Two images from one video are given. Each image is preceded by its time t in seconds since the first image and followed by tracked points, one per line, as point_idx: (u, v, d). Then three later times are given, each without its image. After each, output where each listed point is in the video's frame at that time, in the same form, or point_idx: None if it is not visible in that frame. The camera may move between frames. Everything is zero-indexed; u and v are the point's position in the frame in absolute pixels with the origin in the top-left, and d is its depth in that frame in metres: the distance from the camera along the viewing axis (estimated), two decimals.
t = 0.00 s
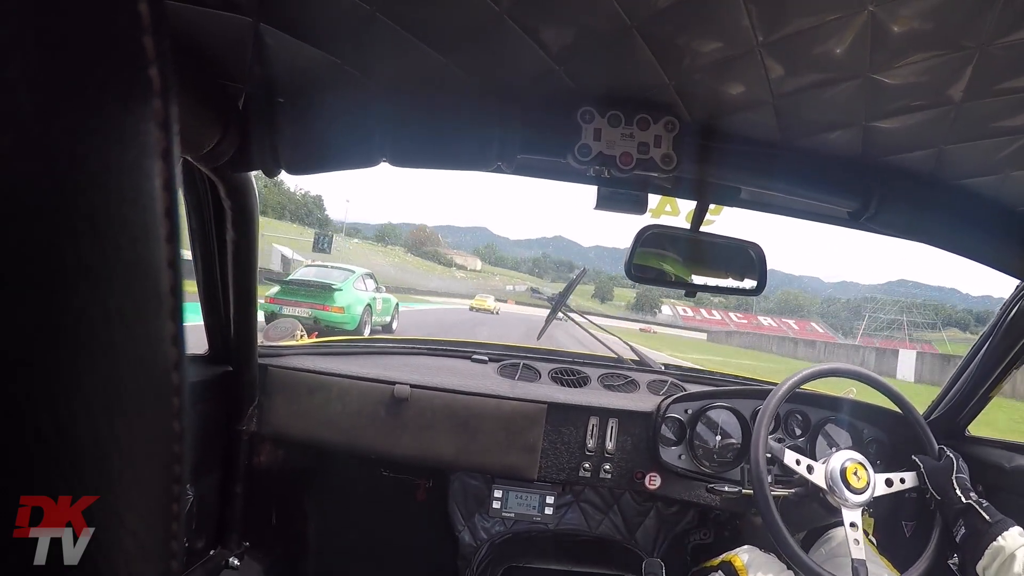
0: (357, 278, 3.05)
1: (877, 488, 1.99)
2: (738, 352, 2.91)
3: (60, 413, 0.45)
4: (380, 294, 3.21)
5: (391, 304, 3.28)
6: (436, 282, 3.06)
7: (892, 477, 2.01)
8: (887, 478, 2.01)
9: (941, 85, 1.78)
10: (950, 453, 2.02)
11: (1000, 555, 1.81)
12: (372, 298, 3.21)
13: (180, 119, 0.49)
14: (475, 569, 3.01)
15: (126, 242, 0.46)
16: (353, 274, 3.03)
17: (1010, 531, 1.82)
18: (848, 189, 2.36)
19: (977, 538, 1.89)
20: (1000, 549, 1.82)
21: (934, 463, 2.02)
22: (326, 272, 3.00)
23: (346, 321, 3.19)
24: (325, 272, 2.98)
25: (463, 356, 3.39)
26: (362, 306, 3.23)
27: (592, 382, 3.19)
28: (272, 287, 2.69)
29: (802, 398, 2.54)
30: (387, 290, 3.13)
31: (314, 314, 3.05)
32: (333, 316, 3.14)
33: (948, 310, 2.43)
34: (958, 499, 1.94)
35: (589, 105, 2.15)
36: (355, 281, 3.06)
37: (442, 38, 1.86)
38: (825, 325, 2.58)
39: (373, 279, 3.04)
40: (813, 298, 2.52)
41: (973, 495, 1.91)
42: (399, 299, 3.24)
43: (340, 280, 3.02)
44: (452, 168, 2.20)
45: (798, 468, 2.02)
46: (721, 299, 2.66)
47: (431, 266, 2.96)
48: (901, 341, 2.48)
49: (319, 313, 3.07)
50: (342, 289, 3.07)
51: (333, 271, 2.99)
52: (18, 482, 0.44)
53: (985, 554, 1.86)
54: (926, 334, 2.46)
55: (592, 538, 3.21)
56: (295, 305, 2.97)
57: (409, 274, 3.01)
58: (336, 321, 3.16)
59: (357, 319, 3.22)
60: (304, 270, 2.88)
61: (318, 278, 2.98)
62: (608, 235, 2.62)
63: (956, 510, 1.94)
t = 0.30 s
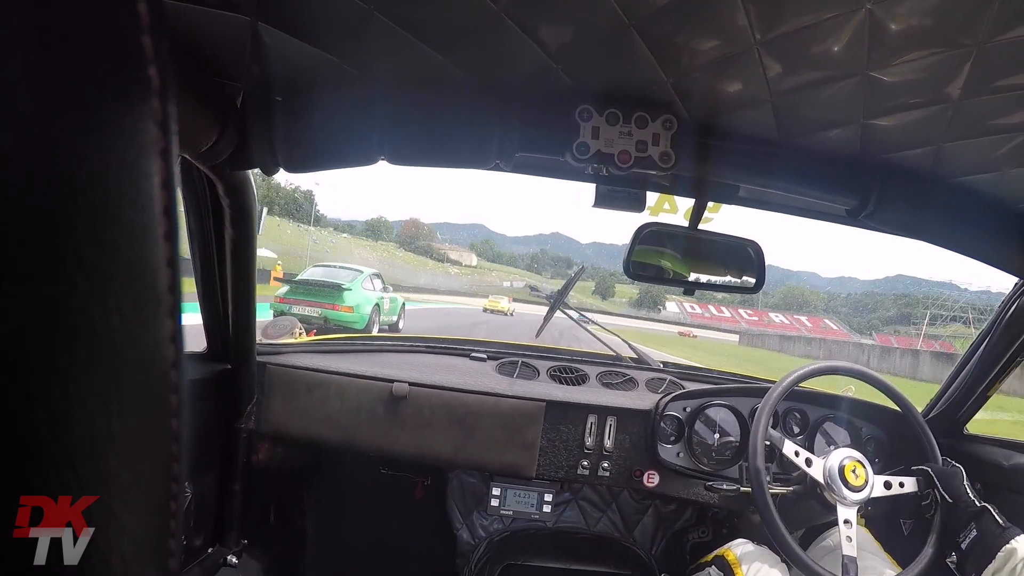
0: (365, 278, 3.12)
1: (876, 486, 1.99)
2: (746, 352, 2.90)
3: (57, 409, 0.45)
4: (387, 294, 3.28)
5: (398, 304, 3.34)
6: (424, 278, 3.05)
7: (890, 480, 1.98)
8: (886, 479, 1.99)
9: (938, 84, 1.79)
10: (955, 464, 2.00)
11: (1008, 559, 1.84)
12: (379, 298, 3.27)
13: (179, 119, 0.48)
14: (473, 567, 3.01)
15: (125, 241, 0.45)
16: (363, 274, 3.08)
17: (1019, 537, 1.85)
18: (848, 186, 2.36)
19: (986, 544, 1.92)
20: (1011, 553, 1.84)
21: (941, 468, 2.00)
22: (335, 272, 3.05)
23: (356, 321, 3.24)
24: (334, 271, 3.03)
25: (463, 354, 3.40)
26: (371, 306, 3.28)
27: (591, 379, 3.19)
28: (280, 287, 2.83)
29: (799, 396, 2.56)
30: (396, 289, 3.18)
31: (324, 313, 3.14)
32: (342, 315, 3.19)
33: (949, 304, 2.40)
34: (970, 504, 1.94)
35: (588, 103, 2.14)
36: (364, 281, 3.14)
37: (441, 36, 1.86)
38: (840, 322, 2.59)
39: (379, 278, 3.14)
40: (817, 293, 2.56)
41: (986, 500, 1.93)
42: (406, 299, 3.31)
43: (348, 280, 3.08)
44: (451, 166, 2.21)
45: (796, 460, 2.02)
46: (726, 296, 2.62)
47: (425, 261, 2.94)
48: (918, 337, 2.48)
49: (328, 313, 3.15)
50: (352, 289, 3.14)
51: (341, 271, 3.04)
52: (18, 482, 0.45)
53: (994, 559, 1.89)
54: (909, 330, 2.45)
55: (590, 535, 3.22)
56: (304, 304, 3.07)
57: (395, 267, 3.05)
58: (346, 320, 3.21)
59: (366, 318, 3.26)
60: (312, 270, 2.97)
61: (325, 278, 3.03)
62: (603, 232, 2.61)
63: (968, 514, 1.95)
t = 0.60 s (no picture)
0: (372, 278, 2.97)
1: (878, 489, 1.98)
2: (755, 355, 2.86)
3: (60, 411, 0.45)
4: (394, 295, 3.16)
5: (406, 305, 3.24)
6: (413, 275, 2.93)
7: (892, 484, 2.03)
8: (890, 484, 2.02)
9: (941, 85, 1.78)
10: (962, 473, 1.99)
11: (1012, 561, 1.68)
12: (386, 299, 3.15)
13: (181, 117, 0.49)
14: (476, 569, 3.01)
15: (129, 239, 0.46)
16: (369, 275, 2.96)
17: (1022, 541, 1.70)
18: (850, 187, 2.36)
19: (989, 548, 1.77)
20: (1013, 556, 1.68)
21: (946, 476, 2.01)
22: (342, 273, 2.93)
23: (362, 322, 3.17)
24: (342, 272, 2.91)
25: (465, 356, 3.39)
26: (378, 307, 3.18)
27: (594, 381, 3.19)
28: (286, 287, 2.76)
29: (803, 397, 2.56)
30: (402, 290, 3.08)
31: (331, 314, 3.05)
32: (349, 316, 3.11)
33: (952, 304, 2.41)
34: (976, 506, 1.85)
35: (591, 104, 2.14)
36: (371, 282, 3.00)
37: (444, 37, 1.86)
38: (853, 320, 2.55)
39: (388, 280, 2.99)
40: (824, 291, 2.55)
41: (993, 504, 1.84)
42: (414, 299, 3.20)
43: (354, 281, 2.95)
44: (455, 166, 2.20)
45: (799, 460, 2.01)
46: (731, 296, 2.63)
47: (415, 257, 2.86)
48: (935, 336, 2.51)
49: (334, 314, 3.06)
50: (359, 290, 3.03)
51: (348, 272, 2.91)
52: (19, 482, 0.45)
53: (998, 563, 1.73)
54: (922, 329, 2.47)
55: (594, 537, 3.21)
56: (310, 305, 2.98)
57: (383, 262, 2.90)
58: (353, 321, 3.14)
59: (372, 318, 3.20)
60: (320, 269, 2.84)
61: (333, 279, 2.91)
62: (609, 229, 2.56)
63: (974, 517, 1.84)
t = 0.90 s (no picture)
0: (383, 278, 2.95)
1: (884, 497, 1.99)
2: (768, 359, 2.86)
3: (66, 410, 0.46)
4: (404, 293, 3.10)
5: (416, 304, 3.18)
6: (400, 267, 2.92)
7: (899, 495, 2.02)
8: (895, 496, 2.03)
9: (950, 87, 1.77)
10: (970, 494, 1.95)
11: None
12: (396, 298, 3.09)
13: (189, 118, 0.50)
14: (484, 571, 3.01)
15: (138, 242, 0.47)
16: (379, 274, 2.93)
17: None
18: (859, 189, 2.34)
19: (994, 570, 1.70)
20: None
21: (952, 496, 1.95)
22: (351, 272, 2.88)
23: (372, 322, 3.09)
24: (351, 271, 2.86)
25: (473, 356, 3.40)
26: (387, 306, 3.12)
27: (602, 383, 3.18)
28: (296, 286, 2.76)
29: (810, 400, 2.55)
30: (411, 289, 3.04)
31: (339, 313, 2.97)
32: (358, 316, 3.02)
33: (954, 303, 2.40)
34: (978, 533, 1.81)
35: (600, 106, 2.13)
36: (381, 281, 2.96)
37: (451, 40, 1.88)
38: (864, 319, 2.51)
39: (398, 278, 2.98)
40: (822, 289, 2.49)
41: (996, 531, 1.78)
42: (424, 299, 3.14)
43: (364, 280, 2.90)
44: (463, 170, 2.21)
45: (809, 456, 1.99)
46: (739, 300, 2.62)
47: (402, 249, 2.78)
48: (951, 337, 2.48)
49: (343, 313, 2.98)
50: (369, 289, 2.96)
51: (358, 272, 2.86)
52: (21, 482, 0.46)
53: None
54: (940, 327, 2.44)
55: (602, 540, 3.20)
56: (319, 304, 2.93)
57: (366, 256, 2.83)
58: (361, 319, 3.04)
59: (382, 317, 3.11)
60: (327, 268, 2.81)
61: (342, 278, 2.86)
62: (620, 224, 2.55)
63: (975, 543, 1.79)
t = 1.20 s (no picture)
0: (388, 278, 2.91)
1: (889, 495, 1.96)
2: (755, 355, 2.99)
3: (68, 412, 0.46)
4: (409, 294, 3.09)
5: (420, 303, 3.16)
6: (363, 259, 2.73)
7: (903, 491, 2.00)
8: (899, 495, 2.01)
9: (954, 89, 1.76)
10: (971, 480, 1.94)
11: None
12: (401, 297, 3.08)
13: (195, 119, 0.50)
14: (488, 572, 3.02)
15: (142, 245, 0.47)
16: (383, 274, 2.87)
17: None
18: (863, 191, 2.33)
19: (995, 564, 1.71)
20: None
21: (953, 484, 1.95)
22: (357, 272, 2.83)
23: (375, 319, 3.07)
24: (358, 271, 2.81)
25: (477, 360, 3.40)
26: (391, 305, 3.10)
27: (606, 386, 3.17)
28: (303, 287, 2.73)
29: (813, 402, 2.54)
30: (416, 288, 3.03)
31: (344, 312, 2.93)
32: (362, 314, 2.99)
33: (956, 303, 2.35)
34: (981, 519, 1.79)
35: (604, 108, 2.14)
36: (386, 281, 2.92)
37: (455, 43, 1.89)
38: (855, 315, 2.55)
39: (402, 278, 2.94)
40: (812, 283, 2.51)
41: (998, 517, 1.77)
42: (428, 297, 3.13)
43: (370, 280, 2.86)
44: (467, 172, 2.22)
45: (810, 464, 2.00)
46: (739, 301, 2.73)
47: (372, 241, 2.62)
48: (946, 333, 2.46)
49: (349, 310, 2.93)
50: (373, 289, 2.92)
51: (363, 272, 2.81)
52: (21, 482, 0.47)
53: None
54: (936, 323, 2.41)
55: (606, 542, 3.19)
56: (322, 302, 2.87)
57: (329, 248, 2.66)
58: (366, 317, 3.01)
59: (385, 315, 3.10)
60: (335, 268, 2.75)
61: (349, 278, 2.81)
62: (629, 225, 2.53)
63: (978, 530, 1.79)
